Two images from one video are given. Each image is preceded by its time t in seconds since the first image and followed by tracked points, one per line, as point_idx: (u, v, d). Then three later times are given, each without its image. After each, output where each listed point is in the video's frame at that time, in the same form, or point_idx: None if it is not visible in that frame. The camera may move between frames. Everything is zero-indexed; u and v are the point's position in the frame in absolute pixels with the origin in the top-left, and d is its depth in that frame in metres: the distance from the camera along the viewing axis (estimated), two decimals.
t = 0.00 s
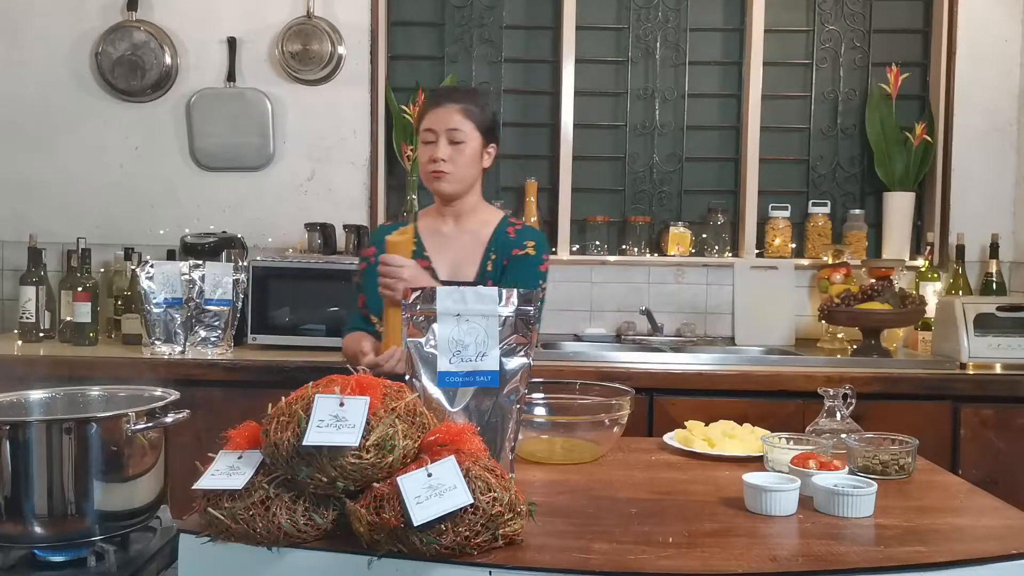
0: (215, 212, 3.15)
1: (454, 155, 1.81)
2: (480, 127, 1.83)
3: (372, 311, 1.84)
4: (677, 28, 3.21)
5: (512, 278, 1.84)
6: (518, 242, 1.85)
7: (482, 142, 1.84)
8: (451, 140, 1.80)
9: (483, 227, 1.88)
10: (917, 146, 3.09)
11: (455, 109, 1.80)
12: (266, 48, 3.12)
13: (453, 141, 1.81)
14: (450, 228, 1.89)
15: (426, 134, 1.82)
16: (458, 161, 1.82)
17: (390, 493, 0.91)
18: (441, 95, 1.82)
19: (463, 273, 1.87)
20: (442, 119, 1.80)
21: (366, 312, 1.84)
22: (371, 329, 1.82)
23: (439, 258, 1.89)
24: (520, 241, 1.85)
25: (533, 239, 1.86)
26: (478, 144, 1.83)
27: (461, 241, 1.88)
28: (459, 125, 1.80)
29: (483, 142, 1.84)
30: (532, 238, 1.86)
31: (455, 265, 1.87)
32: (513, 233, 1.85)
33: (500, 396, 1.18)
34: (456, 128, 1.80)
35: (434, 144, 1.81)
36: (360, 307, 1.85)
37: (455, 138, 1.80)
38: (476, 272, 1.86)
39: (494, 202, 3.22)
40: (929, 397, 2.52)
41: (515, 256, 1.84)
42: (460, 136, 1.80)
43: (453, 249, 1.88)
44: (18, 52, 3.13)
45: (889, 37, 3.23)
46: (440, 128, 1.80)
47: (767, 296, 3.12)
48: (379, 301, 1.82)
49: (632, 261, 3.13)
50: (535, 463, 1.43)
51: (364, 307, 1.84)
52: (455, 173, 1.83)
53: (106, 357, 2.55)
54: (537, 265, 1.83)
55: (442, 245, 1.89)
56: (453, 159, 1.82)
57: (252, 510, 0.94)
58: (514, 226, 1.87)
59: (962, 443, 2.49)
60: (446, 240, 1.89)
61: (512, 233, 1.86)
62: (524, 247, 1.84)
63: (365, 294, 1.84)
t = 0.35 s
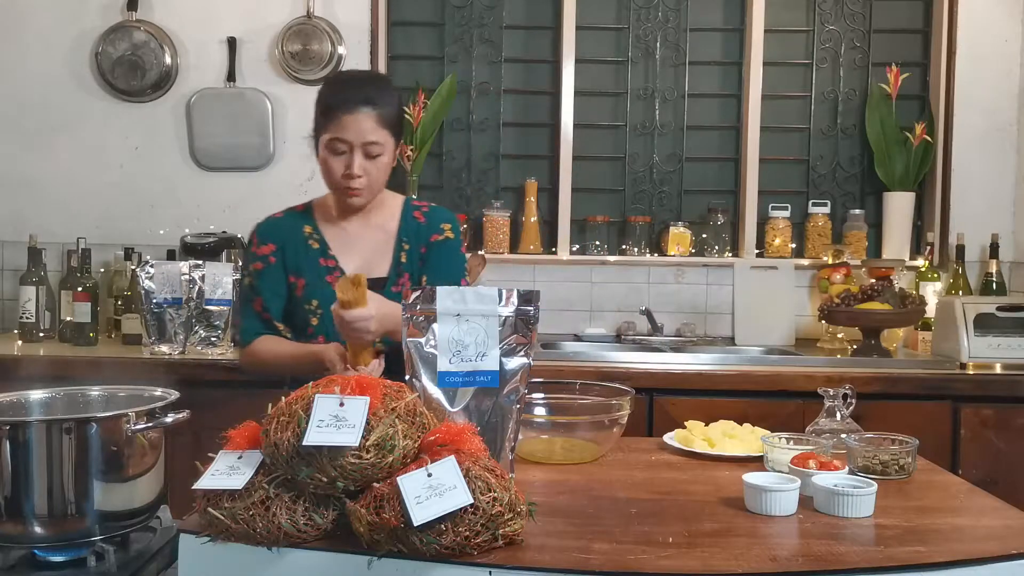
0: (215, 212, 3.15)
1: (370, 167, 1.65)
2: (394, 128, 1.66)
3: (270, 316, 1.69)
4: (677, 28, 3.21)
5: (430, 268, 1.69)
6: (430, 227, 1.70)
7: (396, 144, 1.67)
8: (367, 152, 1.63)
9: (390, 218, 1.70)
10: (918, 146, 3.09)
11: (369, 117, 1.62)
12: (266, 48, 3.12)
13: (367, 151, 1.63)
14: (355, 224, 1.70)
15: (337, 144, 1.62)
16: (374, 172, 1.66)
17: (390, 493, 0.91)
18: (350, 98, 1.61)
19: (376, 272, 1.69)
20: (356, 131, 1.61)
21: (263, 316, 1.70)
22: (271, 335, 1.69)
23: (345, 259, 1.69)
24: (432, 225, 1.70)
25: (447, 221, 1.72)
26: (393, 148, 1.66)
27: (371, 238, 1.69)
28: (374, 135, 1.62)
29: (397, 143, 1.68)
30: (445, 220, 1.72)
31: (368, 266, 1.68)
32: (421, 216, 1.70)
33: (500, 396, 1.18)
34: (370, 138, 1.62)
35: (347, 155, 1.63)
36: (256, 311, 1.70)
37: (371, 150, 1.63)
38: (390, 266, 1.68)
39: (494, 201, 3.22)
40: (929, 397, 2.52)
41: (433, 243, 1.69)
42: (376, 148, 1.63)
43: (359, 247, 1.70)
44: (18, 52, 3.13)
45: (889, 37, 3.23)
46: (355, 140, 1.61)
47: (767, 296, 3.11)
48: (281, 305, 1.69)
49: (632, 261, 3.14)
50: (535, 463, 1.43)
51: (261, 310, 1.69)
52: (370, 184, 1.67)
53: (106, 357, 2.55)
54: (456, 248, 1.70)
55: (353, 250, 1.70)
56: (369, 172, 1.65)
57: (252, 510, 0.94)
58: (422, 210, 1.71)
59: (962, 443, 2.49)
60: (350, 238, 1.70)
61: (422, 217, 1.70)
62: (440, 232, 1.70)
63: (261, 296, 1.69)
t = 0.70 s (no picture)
0: (215, 212, 3.15)
1: (355, 174, 1.52)
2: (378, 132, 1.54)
3: (238, 316, 1.60)
4: (677, 28, 3.21)
5: (408, 266, 1.63)
6: (405, 225, 1.65)
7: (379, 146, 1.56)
8: (352, 160, 1.50)
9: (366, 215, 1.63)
10: (917, 146, 3.09)
11: (354, 122, 1.48)
12: (266, 47, 3.12)
13: (352, 158, 1.51)
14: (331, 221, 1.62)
15: (320, 150, 1.49)
16: (358, 178, 1.54)
17: (390, 493, 0.91)
18: (333, 100, 1.47)
19: (351, 269, 1.61)
20: (341, 138, 1.47)
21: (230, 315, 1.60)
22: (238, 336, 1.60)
23: (318, 256, 1.61)
24: (410, 223, 1.65)
25: (423, 218, 1.67)
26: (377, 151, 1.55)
27: (345, 235, 1.61)
28: (361, 142, 1.50)
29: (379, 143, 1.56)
30: (421, 218, 1.68)
31: (343, 265, 1.61)
32: (396, 215, 1.65)
33: (501, 396, 1.18)
34: (356, 145, 1.49)
35: (330, 161, 1.50)
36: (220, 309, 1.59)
37: (357, 157, 1.50)
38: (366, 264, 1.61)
39: (494, 201, 3.23)
40: (929, 397, 2.52)
41: (411, 242, 1.64)
42: (362, 154, 1.51)
43: (333, 244, 1.61)
44: (18, 52, 3.13)
45: (889, 37, 3.23)
46: (340, 148, 1.48)
47: (767, 296, 3.11)
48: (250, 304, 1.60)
49: (631, 261, 3.14)
50: (535, 463, 1.43)
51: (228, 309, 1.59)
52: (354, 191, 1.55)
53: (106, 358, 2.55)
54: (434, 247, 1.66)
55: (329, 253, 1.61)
56: (354, 179, 1.53)
57: (252, 510, 0.94)
58: (395, 207, 1.66)
59: (962, 443, 2.49)
60: (325, 234, 1.61)
61: (397, 215, 1.65)
62: (419, 230, 1.65)
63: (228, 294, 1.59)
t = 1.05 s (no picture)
0: (214, 212, 3.15)
1: (357, 168, 1.53)
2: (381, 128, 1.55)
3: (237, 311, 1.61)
4: (677, 28, 3.21)
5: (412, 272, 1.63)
6: (413, 229, 1.64)
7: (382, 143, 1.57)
8: (353, 153, 1.51)
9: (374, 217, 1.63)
10: (917, 146, 3.09)
11: (354, 114, 1.50)
12: (266, 47, 3.12)
13: (354, 151, 1.52)
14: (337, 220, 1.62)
15: (321, 143, 1.50)
16: (360, 173, 1.54)
17: (390, 493, 0.91)
18: (334, 93, 1.49)
19: (354, 269, 1.61)
20: (342, 129, 1.49)
21: (228, 309, 1.61)
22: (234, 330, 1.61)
23: (322, 255, 1.61)
24: (418, 229, 1.65)
25: (433, 225, 1.67)
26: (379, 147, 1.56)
27: (351, 235, 1.62)
28: (361, 134, 1.51)
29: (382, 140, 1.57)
30: (430, 224, 1.67)
31: (346, 264, 1.61)
32: (405, 219, 1.65)
33: (501, 396, 1.18)
34: (357, 137, 1.50)
35: (332, 154, 1.51)
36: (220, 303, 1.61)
37: (358, 151, 1.51)
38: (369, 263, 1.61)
39: (494, 201, 3.23)
40: (929, 397, 2.52)
41: (418, 246, 1.63)
42: (363, 147, 1.51)
43: (337, 244, 1.62)
44: (18, 52, 3.13)
45: (889, 37, 3.23)
46: (340, 139, 1.49)
47: (767, 296, 3.11)
48: (249, 299, 1.61)
49: (631, 261, 3.14)
50: (535, 463, 1.43)
51: (227, 303, 1.61)
52: (357, 186, 1.56)
53: (106, 358, 2.55)
54: (440, 254, 1.65)
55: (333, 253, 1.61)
56: (355, 173, 1.54)
57: (252, 510, 0.94)
58: (406, 212, 1.66)
59: (962, 443, 2.49)
60: (331, 234, 1.62)
61: (406, 220, 1.65)
62: (427, 237, 1.65)
63: (229, 288, 1.60)
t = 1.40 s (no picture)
0: (215, 212, 3.15)
1: (359, 157, 1.54)
2: (381, 118, 1.57)
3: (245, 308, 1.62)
4: (677, 28, 3.21)
5: (420, 275, 1.62)
6: (424, 232, 1.63)
7: (383, 133, 1.59)
8: (354, 140, 1.53)
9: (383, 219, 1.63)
10: (917, 146, 3.09)
11: (352, 102, 1.52)
12: (266, 47, 3.12)
13: (354, 139, 1.53)
14: (345, 219, 1.63)
15: (321, 133, 1.52)
16: (363, 162, 1.55)
17: (390, 493, 0.91)
18: (331, 83, 1.52)
19: (362, 267, 1.60)
20: (340, 117, 1.51)
21: (237, 306, 1.62)
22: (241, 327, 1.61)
23: (329, 254, 1.61)
24: (430, 232, 1.63)
25: (445, 229, 1.65)
26: (380, 136, 1.57)
27: (359, 233, 1.62)
28: (359, 120, 1.53)
29: (383, 131, 1.59)
30: (442, 228, 1.65)
31: (353, 262, 1.60)
32: (417, 221, 1.64)
33: (500, 396, 1.18)
34: (356, 124, 1.52)
35: (332, 143, 1.53)
36: (229, 299, 1.62)
37: (358, 138, 1.53)
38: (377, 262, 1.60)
39: (494, 201, 3.23)
40: (929, 397, 2.52)
41: (428, 249, 1.62)
42: (363, 134, 1.53)
43: (345, 243, 1.62)
44: (18, 52, 3.13)
45: (889, 37, 3.23)
46: (339, 126, 1.51)
47: (767, 296, 3.11)
48: (257, 296, 1.62)
49: (631, 261, 3.14)
50: (535, 463, 1.43)
51: (236, 299, 1.62)
52: (361, 176, 1.56)
53: (106, 357, 2.55)
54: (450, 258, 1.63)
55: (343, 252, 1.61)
56: (358, 161, 1.54)
57: (252, 510, 0.94)
58: (418, 214, 1.65)
59: (963, 443, 2.49)
60: (339, 233, 1.62)
61: (418, 222, 1.64)
62: (438, 240, 1.63)
63: (238, 285, 1.62)
